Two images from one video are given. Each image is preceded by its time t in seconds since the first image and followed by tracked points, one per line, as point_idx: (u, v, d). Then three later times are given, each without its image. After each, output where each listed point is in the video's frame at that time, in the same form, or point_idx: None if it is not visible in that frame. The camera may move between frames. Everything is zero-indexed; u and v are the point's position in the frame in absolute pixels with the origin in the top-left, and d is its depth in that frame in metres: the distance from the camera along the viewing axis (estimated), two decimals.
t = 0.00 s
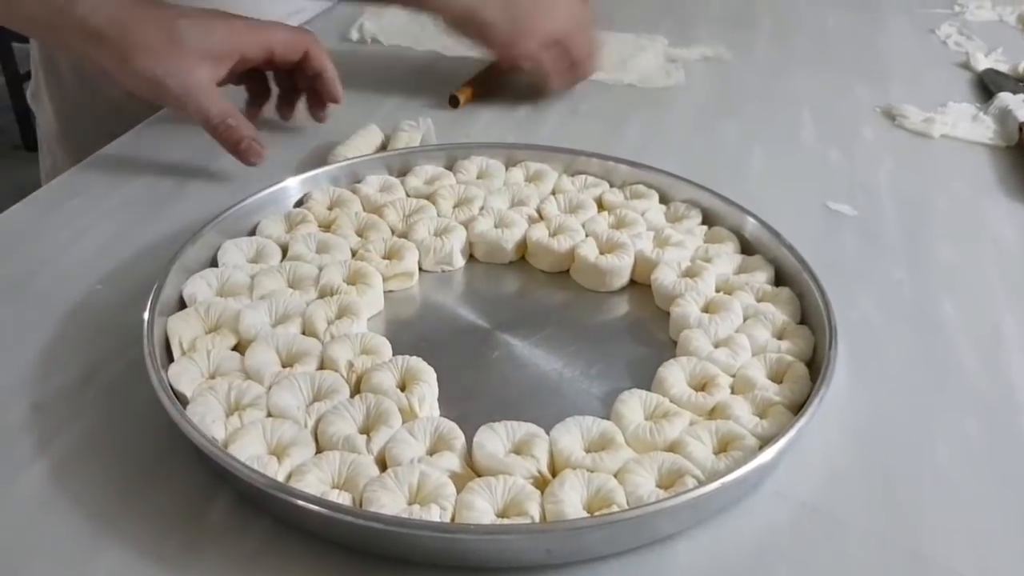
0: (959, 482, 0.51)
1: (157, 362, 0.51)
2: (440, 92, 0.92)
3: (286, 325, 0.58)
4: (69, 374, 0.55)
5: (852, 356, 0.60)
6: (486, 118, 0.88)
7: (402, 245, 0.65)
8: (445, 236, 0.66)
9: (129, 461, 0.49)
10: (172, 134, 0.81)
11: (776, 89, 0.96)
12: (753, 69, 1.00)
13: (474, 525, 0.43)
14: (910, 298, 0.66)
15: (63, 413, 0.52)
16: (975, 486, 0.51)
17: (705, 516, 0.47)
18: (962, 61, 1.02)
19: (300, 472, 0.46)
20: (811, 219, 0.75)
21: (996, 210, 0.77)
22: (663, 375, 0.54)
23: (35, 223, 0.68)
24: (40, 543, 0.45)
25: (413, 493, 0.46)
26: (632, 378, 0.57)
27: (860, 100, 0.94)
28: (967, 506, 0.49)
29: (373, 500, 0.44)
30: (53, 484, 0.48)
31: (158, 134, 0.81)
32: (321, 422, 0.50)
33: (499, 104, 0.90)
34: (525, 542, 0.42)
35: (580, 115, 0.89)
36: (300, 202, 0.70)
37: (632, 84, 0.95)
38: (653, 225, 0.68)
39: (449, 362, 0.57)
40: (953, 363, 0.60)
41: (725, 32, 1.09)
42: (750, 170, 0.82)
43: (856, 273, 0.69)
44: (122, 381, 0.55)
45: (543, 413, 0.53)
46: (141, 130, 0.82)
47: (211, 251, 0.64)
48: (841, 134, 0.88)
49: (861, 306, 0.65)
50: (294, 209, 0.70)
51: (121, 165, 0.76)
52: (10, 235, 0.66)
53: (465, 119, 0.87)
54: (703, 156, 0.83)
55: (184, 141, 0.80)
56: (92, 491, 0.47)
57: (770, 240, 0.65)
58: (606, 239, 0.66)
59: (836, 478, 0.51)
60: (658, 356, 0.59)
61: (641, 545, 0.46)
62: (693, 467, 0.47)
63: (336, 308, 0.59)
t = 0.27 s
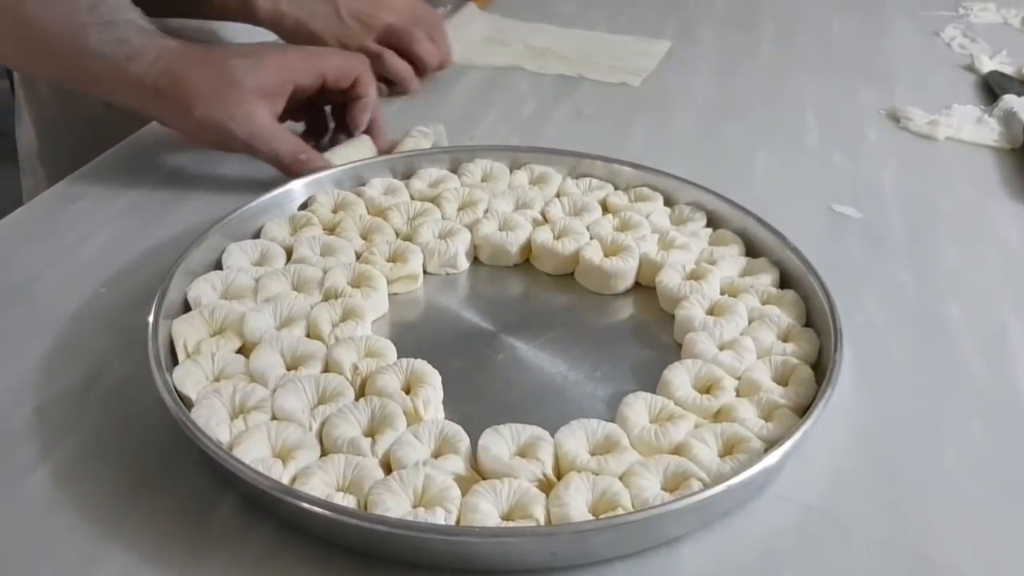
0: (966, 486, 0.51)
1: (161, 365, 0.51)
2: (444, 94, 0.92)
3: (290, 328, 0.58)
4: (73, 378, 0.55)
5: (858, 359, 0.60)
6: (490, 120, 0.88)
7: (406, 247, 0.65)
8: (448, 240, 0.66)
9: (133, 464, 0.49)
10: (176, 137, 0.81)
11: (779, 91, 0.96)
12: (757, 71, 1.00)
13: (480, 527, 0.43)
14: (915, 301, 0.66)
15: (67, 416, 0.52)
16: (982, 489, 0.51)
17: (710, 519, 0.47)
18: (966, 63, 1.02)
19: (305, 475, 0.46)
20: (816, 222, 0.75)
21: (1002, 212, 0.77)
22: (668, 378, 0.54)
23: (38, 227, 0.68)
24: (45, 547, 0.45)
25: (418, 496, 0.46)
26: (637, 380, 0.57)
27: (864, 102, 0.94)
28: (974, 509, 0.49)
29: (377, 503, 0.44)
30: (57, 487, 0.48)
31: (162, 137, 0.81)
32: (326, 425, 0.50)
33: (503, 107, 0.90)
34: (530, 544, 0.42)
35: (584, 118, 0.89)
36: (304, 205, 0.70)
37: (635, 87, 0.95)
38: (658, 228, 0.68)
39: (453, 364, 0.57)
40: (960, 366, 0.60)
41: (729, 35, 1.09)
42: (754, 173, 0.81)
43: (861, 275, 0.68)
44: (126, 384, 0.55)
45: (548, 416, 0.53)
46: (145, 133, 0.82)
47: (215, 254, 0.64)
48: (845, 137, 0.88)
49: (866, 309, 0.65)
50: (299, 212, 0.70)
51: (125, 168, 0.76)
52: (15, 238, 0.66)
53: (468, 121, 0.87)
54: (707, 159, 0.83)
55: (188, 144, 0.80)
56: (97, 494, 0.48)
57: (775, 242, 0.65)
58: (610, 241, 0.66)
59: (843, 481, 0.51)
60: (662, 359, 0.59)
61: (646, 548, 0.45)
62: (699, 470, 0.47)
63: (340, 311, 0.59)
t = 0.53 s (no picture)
0: (967, 487, 0.51)
1: (163, 365, 0.51)
2: (445, 95, 0.92)
3: (291, 328, 0.58)
4: (75, 378, 0.55)
5: (858, 360, 0.60)
6: (491, 121, 0.88)
7: (407, 248, 0.65)
8: (449, 240, 0.66)
9: (135, 463, 0.49)
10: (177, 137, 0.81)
11: (781, 92, 0.96)
12: (759, 72, 1.00)
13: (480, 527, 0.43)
14: (916, 301, 0.66)
15: (69, 416, 0.52)
16: (982, 490, 0.51)
17: (711, 519, 0.47)
18: (968, 64, 1.02)
19: (306, 474, 0.46)
20: (817, 222, 0.75)
21: (1003, 212, 0.77)
22: (668, 378, 0.54)
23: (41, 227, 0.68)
24: (47, 547, 0.45)
25: (418, 496, 0.46)
26: (638, 380, 0.57)
27: (866, 102, 0.94)
28: (974, 510, 0.49)
29: (378, 503, 0.45)
30: (59, 486, 0.48)
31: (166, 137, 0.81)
32: (327, 425, 0.50)
33: (505, 108, 0.90)
34: (529, 544, 0.42)
35: (585, 118, 0.89)
36: (306, 206, 0.70)
37: (636, 88, 0.95)
38: (659, 228, 0.68)
39: (454, 365, 0.57)
40: (961, 367, 0.60)
41: (730, 36, 1.09)
42: (755, 174, 0.81)
43: (863, 276, 0.68)
44: (128, 384, 0.55)
45: (548, 416, 0.53)
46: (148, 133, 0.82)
47: (217, 254, 0.64)
48: (847, 137, 0.88)
49: (867, 309, 0.65)
50: (300, 213, 0.70)
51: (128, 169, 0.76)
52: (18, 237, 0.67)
53: (470, 122, 0.87)
54: (709, 159, 0.83)
55: (191, 145, 0.81)
56: (98, 493, 0.48)
57: (776, 243, 0.65)
58: (611, 242, 0.66)
59: (843, 481, 0.51)
60: (663, 359, 0.59)
61: (646, 548, 0.46)
62: (699, 470, 0.47)
63: (340, 311, 0.59)
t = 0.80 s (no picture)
0: (965, 488, 0.51)
1: (163, 364, 0.51)
2: (445, 94, 0.92)
3: (292, 328, 0.58)
4: (75, 376, 0.55)
5: (858, 360, 0.60)
6: (492, 121, 0.88)
7: (407, 248, 0.65)
8: (449, 240, 0.66)
9: (135, 462, 0.50)
10: (178, 137, 0.82)
11: (782, 93, 0.96)
12: (760, 72, 1.00)
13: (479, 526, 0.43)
14: (915, 301, 0.66)
15: (70, 414, 0.53)
16: (981, 491, 0.51)
17: (709, 519, 0.47)
18: (969, 65, 1.02)
19: (306, 473, 0.47)
20: (817, 223, 0.75)
21: (1003, 213, 0.77)
22: (667, 379, 0.54)
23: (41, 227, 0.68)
24: (47, 545, 0.45)
25: (418, 495, 0.46)
26: (637, 380, 0.57)
27: (866, 103, 0.94)
28: (972, 511, 0.49)
29: (378, 502, 0.45)
30: (59, 484, 0.48)
31: (167, 137, 0.82)
32: (326, 424, 0.50)
33: (506, 108, 0.90)
34: (528, 544, 0.42)
35: (586, 119, 0.89)
36: (306, 206, 0.70)
37: (637, 88, 0.95)
38: (658, 229, 0.68)
39: (454, 364, 0.57)
40: (960, 368, 0.60)
41: (730, 36, 1.09)
42: (756, 175, 0.82)
43: (863, 277, 0.69)
44: (128, 382, 0.55)
45: (548, 416, 0.53)
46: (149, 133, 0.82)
47: (218, 254, 0.64)
48: (847, 138, 0.88)
49: (867, 310, 0.65)
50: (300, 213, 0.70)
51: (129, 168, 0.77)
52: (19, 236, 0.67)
53: (471, 122, 0.87)
54: (709, 160, 0.84)
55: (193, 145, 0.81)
56: (99, 491, 0.48)
57: (775, 243, 0.65)
58: (611, 242, 0.66)
59: (841, 482, 0.51)
60: (663, 359, 0.59)
61: (645, 547, 0.46)
62: (698, 470, 0.47)
63: (340, 311, 0.59)
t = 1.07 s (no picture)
0: (965, 488, 0.51)
1: (164, 363, 0.51)
2: (446, 95, 0.92)
3: (293, 328, 0.58)
4: (76, 376, 0.55)
5: (857, 361, 0.60)
6: (494, 122, 0.88)
7: (408, 248, 0.65)
8: (450, 240, 0.66)
9: (136, 461, 0.50)
10: (179, 137, 0.82)
11: (783, 93, 0.96)
12: (761, 73, 1.01)
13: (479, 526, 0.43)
14: (915, 302, 0.66)
15: (72, 414, 0.53)
16: (980, 491, 0.51)
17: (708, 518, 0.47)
18: (970, 65, 1.02)
19: (306, 473, 0.47)
20: (817, 223, 0.75)
21: (1004, 213, 0.77)
22: (668, 380, 0.54)
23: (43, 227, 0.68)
24: (48, 544, 0.45)
25: (418, 495, 0.46)
26: (638, 381, 0.57)
27: (867, 104, 0.94)
28: (972, 511, 0.49)
29: (378, 501, 0.45)
30: (61, 484, 0.48)
31: (169, 137, 0.82)
32: (327, 424, 0.51)
33: (508, 108, 0.90)
34: (528, 544, 0.42)
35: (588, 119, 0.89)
36: (307, 206, 0.71)
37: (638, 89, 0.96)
38: (659, 229, 0.68)
39: (454, 364, 0.57)
40: (961, 368, 0.60)
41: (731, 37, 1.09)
42: (756, 175, 0.82)
43: (863, 277, 0.69)
44: (129, 382, 0.55)
45: (548, 416, 0.53)
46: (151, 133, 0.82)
47: (219, 254, 0.64)
48: (847, 138, 0.88)
49: (867, 310, 0.65)
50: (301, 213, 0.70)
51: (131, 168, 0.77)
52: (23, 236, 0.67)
53: (473, 123, 0.87)
54: (711, 160, 0.84)
55: (194, 145, 0.81)
56: (100, 491, 0.48)
57: (776, 243, 0.65)
58: (611, 242, 0.66)
59: (841, 482, 0.51)
60: (663, 359, 0.59)
61: (645, 546, 0.46)
62: (698, 470, 0.47)
63: (341, 310, 0.60)
